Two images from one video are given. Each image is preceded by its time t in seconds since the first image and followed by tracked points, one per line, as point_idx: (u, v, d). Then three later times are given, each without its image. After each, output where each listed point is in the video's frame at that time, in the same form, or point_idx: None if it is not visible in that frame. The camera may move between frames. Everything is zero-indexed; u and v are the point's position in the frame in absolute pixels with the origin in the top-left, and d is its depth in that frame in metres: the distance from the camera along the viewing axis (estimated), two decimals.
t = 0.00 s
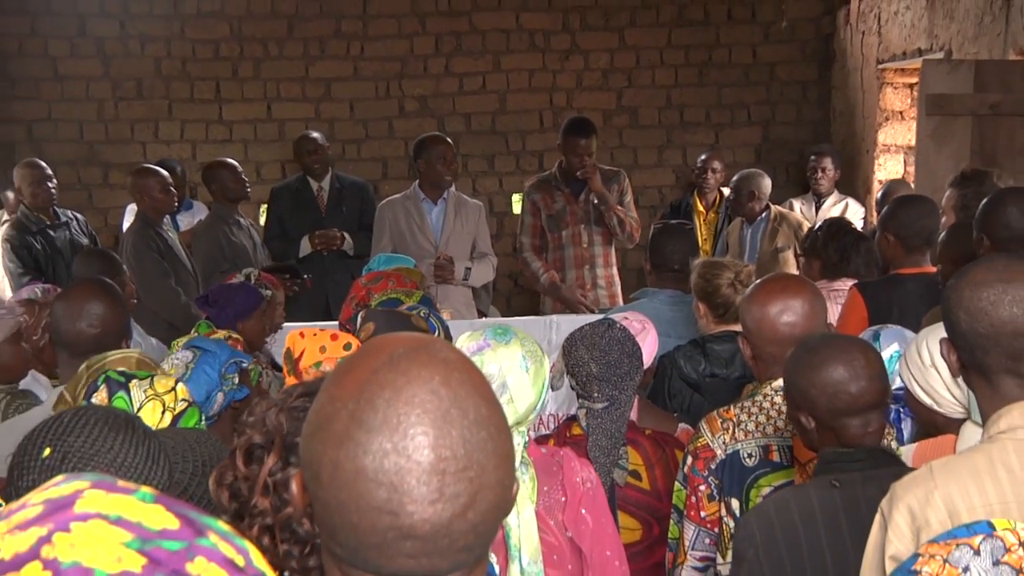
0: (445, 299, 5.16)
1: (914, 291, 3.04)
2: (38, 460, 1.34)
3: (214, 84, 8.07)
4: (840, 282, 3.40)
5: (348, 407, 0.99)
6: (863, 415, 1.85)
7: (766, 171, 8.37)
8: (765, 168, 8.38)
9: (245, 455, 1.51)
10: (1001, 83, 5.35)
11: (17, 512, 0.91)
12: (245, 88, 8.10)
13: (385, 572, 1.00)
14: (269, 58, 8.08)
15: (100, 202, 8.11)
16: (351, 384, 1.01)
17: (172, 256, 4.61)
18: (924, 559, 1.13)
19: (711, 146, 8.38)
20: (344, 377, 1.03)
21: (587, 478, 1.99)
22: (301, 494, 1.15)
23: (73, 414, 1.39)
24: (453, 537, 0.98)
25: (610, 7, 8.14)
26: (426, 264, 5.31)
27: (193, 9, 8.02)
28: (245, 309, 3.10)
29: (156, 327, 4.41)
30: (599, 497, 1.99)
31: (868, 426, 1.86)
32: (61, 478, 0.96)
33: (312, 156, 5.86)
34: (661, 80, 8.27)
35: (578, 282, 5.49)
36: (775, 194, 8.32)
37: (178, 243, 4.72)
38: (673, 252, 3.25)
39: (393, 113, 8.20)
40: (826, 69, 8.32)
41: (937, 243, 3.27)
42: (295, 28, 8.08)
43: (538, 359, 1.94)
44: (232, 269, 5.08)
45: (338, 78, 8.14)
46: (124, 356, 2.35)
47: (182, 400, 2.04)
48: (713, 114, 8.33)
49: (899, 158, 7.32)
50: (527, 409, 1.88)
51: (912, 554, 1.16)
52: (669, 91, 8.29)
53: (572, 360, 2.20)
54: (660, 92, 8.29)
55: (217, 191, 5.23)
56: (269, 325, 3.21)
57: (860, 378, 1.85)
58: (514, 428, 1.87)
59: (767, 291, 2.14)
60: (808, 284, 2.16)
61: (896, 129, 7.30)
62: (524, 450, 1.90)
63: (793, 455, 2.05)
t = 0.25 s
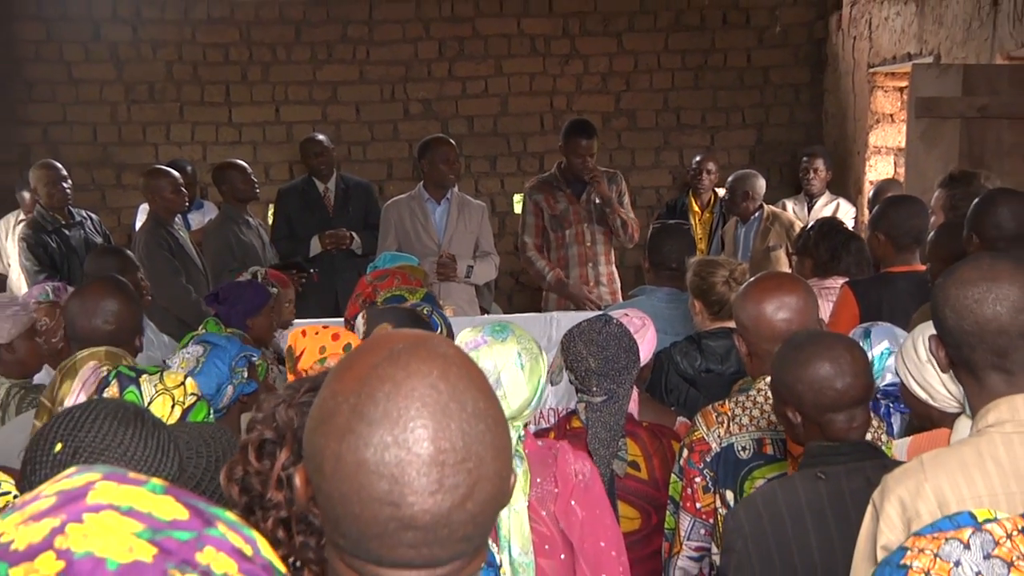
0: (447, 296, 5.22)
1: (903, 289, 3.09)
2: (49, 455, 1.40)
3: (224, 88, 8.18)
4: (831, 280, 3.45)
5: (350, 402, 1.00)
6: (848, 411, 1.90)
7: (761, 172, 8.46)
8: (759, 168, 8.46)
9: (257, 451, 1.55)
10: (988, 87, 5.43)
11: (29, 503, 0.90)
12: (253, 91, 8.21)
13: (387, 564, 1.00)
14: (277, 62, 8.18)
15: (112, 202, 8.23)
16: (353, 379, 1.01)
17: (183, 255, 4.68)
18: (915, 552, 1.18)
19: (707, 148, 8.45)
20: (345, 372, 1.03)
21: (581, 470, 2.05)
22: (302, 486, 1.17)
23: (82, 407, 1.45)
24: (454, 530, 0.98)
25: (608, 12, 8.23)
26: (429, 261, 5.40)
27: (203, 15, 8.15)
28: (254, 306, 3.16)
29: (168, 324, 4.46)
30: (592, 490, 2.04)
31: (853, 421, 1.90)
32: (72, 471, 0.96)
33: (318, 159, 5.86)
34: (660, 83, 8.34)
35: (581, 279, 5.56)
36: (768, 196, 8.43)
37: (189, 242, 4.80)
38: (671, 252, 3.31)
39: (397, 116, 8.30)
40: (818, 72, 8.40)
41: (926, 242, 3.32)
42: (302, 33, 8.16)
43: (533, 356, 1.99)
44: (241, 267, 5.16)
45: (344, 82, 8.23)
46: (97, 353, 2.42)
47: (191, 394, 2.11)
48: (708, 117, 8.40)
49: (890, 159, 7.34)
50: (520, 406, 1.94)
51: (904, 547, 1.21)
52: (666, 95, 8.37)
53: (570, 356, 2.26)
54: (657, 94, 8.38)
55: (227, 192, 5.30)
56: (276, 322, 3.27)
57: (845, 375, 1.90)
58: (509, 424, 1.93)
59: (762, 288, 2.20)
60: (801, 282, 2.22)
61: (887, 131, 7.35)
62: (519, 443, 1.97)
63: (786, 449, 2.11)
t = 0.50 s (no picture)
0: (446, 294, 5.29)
1: (892, 289, 3.14)
2: (60, 449, 1.47)
3: (232, 92, 8.26)
4: (821, 279, 3.50)
5: (350, 398, 1.06)
6: (845, 406, 1.98)
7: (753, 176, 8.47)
8: (752, 172, 8.49)
9: (268, 449, 1.62)
10: (973, 93, 5.47)
11: (43, 498, 1.04)
12: (261, 96, 8.29)
13: (388, 555, 1.05)
14: (284, 68, 8.26)
15: (124, 202, 8.29)
16: (354, 377, 1.07)
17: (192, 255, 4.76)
18: (903, 544, 1.24)
19: (701, 151, 8.53)
20: (346, 371, 1.09)
21: (572, 464, 2.11)
22: (307, 481, 1.23)
23: (89, 400, 1.52)
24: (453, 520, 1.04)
25: (605, 19, 8.31)
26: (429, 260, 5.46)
27: (213, 21, 8.23)
28: (262, 305, 3.23)
29: (177, 323, 4.49)
30: (583, 483, 2.10)
31: (850, 416, 1.98)
32: (82, 467, 1.09)
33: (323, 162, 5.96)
34: (656, 89, 8.43)
35: (577, 278, 5.63)
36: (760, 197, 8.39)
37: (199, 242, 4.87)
38: (665, 252, 3.38)
39: (400, 119, 8.37)
40: (809, 79, 8.46)
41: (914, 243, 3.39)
42: (308, 40, 8.25)
43: (523, 353, 2.03)
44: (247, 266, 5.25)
45: (349, 87, 8.32)
46: (86, 353, 2.45)
47: (201, 391, 2.16)
48: (702, 121, 8.48)
49: (879, 162, 7.47)
50: (510, 400, 1.99)
51: (893, 538, 1.26)
52: (662, 99, 8.45)
53: (566, 353, 2.33)
54: (652, 99, 8.46)
55: (235, 194, 5.33)
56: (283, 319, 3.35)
57: (845, 370, 1.98)
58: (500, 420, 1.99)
59: (753, 287, 2.27)
60: (791, 281, 2.29)
61: (876, 134, 7.43)
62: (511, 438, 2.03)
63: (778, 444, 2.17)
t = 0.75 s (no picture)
0: (449, 293, 5.52)
1: (882, 289, 3.22)
2: (60, 449, 1.57)
3: (240, 97, 8.33)
4: (811, 280, 3.57)
5: (353, 395, 1.12)
6: (864, 400, 2.04)
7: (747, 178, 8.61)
8: (746, 174, 8.62)
9: (278, 445, 1.68)
10: (961, 97, 5.61)
11: (49, 493, 0.99)
12: (268, 101, 8.36)
13: (391, 547, 1.11)
14: (291, 74, 8.33)
15: (137, 205, 8.31)
16: (352, 377, 1.13)
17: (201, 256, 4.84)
18: (886, 543, 1.21)
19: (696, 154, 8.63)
20: (346, 370, 1.15)
21: (573, 458, 2.18)
22: (309, 478, 1.28)
23: (85, 396, 1.62)
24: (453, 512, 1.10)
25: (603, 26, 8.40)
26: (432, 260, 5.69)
27: (222, 29, 8.26)
28: (269, 304, 3.30)
29: (186, 323, 4.60)
30: (584, 476, 2.17)
31: (869, 410, 2.05)
32: (89, 462, 1.04)
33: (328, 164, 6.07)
34: (653, 94, 8.52)
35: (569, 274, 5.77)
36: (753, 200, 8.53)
37: (207, 243, 4.94)
38: (659, 253, 3.44)
39: (404, 124, 8.45)
40: (801, 84, 8.62)
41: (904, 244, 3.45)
42: (315, 47, 8.31)
43: (524, 349, 2.08)
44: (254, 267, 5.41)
45: (354, 93, 8.39)
46: (91, 348, 2.52)
47: (210, 388, 2.23)
48: (697, 125, 8.58)
49: (868, 165, 7.74)
50: (510, 396, 2.03)
51: (874, 537, 1.23)
52: (658, 105, 8.55)
53: (562, 351, 2.39)
54: (648, 104, 8.55)
55: (244, 196, 5.49)
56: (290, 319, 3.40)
57: (866, 364, 2.04)
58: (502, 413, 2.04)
59: (745, 287, 2.35)
60: (782, 281, 2.38)
61: (866, 139, 7.71)
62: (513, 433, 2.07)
63: (770, 439, 2.22)
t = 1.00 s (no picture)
0: (450, 292, 5.62)
1: (870, 287, 3.30)
2: (66, 446, 1.64)
3: (247, 102, 8.42)
4: (802, 279, 3.64)
5: (353, 388, 1.16)
6: (882, 392, 2.13)
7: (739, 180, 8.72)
8: (738, 176, 8.73)
9: (283, 438, 1.71)
10: (947, 102, 5.72)
11: (58, 488, 0.94)
12: (274, 106, 8.46)
13: (413, 529, 1.15)
14: (296, 79, 8.43)
15: (147, 206, 8.40)
16: (346, 372, 1.18)
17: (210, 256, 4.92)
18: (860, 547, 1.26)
19: (690, 158, 8.71)
20: (339, 366, 1.20)
21: (575, 451, 2.25)
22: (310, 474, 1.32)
23: (84, 393, 1.70)
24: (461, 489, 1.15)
25: (599, 33, 8.50)
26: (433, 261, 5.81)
27: (229, 36, 8.33)
28: (275, 303, 3.36)
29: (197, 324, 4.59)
30: (585, 468, 2.24)
31: (886, 402, 2.14)
32: (98, 457, 1.00)
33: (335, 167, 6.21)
34: (648, 99, 8.64)
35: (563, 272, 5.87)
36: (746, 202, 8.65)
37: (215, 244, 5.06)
38: (653, 253, 3.50)
39: (406, 128, 8.55)
40: (792, 89, 8.74)
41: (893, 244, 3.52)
42: (320, 53, 8.40)
43: (526, 345, 2.14)
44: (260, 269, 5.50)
45: (357, 97, 8.49)
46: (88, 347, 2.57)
47: (216, 383, 2.30)
48: (691, 129, 8.69)
49: (857, 169, 7.87)
50: (516, 389, 2.10)
51: (845, 544, 1.28)
52: (653, 109, 8.65)
53: (560, 349, 2.44)
54: (643, 109, 8.65)
55: (252, 199, 5.56)
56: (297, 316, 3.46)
57: (884, 359, 2.13)
58: (507, 407, 2.10)
59: (737, 286, 2.44)
60: (772, 280, 2.46)
61: (854, 142, 7.85)
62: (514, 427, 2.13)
63: (761, 434, 2.29)
